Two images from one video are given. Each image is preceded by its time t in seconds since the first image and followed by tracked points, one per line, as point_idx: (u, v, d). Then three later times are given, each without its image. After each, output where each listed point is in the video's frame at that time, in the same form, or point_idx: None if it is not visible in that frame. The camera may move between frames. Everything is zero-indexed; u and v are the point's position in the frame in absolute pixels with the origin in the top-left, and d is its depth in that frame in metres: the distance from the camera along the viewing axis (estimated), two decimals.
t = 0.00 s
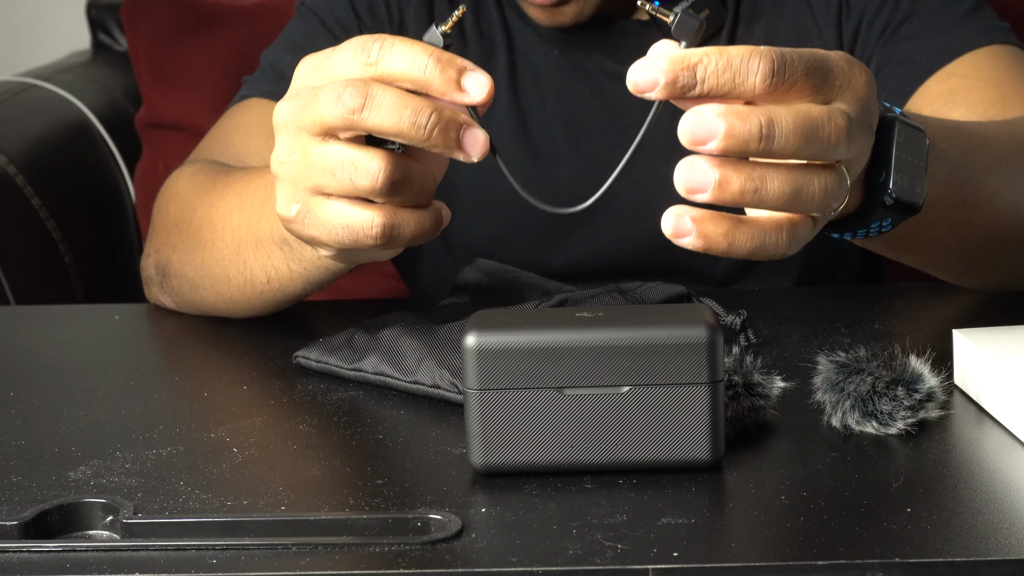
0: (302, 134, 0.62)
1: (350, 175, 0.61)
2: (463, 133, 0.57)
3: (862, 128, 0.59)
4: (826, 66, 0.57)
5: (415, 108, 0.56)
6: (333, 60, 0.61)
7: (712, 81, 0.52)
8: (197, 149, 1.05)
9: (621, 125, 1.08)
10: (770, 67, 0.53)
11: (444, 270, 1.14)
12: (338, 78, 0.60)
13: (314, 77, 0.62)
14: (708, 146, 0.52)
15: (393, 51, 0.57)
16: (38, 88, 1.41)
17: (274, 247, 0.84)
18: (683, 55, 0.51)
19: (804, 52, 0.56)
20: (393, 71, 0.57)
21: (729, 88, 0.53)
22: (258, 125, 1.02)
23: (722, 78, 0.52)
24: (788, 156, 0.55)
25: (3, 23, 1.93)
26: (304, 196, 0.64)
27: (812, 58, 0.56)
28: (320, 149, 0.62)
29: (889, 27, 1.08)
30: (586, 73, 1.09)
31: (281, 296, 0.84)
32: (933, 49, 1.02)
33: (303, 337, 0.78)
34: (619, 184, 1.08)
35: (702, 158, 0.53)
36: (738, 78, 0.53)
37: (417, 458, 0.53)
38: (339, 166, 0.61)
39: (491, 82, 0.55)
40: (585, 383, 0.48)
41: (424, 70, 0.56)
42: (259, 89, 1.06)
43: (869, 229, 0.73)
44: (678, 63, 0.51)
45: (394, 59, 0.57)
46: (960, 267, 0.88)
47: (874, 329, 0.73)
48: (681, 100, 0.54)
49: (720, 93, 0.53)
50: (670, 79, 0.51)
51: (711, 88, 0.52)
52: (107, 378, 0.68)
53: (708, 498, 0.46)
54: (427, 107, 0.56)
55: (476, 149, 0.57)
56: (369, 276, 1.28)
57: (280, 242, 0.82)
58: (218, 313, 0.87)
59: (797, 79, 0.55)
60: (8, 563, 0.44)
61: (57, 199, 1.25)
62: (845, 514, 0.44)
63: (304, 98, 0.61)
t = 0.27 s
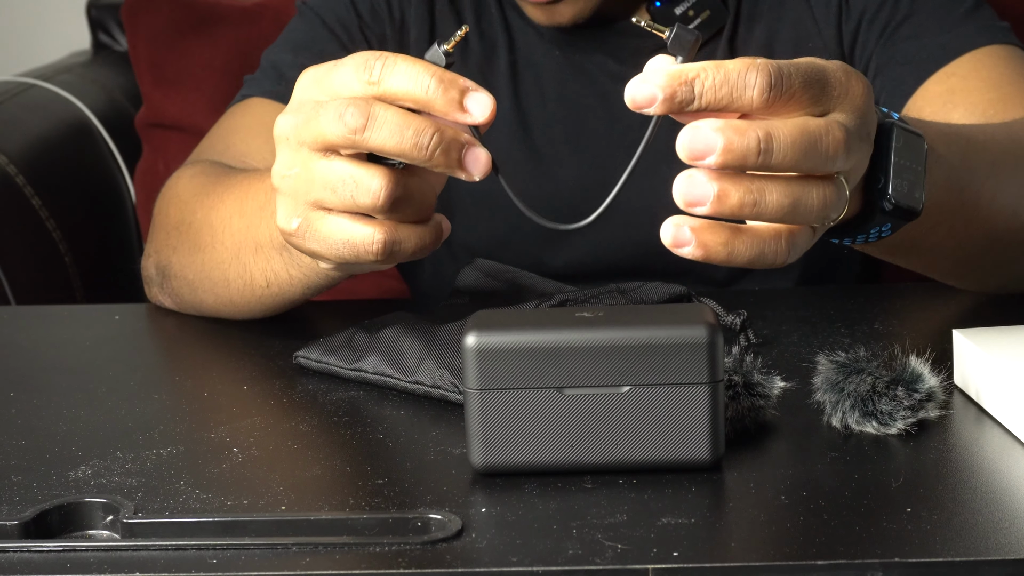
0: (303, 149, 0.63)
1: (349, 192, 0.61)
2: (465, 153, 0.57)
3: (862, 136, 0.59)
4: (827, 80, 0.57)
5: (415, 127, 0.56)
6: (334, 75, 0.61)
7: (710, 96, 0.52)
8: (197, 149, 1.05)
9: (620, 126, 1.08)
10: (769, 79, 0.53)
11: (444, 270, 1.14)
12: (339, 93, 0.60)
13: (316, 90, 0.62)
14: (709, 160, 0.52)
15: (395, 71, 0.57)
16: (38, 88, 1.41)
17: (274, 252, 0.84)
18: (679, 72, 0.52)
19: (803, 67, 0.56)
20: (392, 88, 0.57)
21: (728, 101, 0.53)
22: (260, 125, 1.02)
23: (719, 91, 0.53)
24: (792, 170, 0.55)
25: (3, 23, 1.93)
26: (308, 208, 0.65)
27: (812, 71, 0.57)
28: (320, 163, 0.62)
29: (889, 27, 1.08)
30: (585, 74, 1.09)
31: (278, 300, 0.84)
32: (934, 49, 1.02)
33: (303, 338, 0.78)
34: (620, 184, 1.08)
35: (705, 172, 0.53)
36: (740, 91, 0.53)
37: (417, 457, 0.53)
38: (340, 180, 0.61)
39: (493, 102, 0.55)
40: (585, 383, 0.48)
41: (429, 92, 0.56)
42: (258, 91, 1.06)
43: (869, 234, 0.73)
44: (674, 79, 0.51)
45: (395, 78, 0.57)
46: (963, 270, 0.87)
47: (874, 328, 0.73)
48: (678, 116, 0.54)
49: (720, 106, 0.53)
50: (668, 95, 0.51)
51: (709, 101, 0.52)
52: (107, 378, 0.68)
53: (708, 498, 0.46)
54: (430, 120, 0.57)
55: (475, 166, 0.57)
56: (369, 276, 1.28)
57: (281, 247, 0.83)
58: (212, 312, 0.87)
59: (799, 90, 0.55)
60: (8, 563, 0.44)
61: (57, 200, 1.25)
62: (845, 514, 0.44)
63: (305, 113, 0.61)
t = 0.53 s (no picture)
0: (393, 149, 0.62)
1: (456, 184, 0.62)
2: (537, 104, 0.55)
3: (831, 188, 0.59)
4: (835, 107, 0.57)
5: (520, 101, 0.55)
6: (394, 78, 0.58)
7: (681, 112, 0.54)
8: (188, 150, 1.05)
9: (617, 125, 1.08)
10: (750, 123, 0.54)
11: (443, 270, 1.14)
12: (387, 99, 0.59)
13: (374, 96, 0.60)
14: (591, 167, 0.55)
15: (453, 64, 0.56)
16: (37, 88, 1.41)
17: (257, 231, 0.84)
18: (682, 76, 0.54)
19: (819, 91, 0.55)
20: (457, 85, 0.56)
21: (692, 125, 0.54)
22: (251, 124, 1.02)
23: (692, 112, 0.54)
24: (709, 214, 0.57)
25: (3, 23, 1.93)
26: (346, 206, 0.67)
27: (824, 98, 0.56)
28: (415, 159, 0.62)
29: (883, 21, 1.06)
30: (580, 72, 1.08)
31: (266, 278, 0.85)
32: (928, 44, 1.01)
33: (303, 337, 0.78)
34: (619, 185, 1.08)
35: (614, 184, 0.56)
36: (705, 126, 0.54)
37: (416, 458, 0.53)
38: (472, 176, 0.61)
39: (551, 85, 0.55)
40: (584, 383, 0.48)
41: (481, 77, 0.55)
42: (252, 90, 1.05)
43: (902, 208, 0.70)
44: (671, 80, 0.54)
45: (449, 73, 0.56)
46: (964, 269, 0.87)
47: (874, 328, 0.73)
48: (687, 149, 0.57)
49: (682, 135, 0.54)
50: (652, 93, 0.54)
51: (673, 120, 0.54)
52: (107, 378, 0.68)
53: (708, 498, 0.46)
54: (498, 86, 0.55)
55: (552, 112, 0.55)
56: (368, 276, 1.28)
57: (263, 227, 0.83)
58: (206, 307, 0.88)
59: (785, 134, 0.55)
60: (8, 563, 0.44)
61: (57, 200, 1.25)
62: (845, 514, 0.44)
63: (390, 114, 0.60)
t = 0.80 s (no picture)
0: (342, 138, 0.62)
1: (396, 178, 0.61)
2: (507, 109, 0.55)
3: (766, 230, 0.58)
4: (784, 205, 0.58)
5: (494, 107, 0.55)
6: (368, 74, 0.60)
7: (628, 180, 0.54)
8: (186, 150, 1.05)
9: (614, 126, 1.07)
10: (690, 215, 0.56)
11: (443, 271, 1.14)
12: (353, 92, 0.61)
13: (337, 85, 0.61)
14: (545, 179, 0.57)
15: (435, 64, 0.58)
16: (38, 88, 1.41)
17: (263, 235, 0.84)
18: (643, 143, 0.53)
19: (770, 198, 0.56)
20: (436, 84, 0.58)
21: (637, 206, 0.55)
22: (251, 125, 1.02)
23: (638, 182, 0.54)
24: (627, 281, 0.59)
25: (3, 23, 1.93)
26: (323, 202, 0.69)
27: (773, 202, 0.57)
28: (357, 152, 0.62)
29: (875, 23, 1.03)
30: (578, 73, 1.08)
31: (273, 283, 0.85)
32: (923, 46, 0.98)
33: (303, 337, 0.78)
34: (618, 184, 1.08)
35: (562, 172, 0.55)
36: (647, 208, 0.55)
37: (416, 457, 0.53)
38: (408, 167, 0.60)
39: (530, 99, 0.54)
40: (584, 383, 0.48)
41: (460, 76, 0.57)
42: (253, 90, 1.05)
43: (894, 254, 0.72)
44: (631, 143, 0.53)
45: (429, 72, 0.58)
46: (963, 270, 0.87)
47: (874, 328, 0.73)
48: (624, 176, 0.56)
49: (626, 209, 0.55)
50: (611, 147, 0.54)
51: (619, 183, 0.54)
52: (107, 378, 0.68)
53: (709, 498, 0.46)
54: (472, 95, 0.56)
55: (525, 125, 0.55)
56: (368, 277, 1.28)
57: (269, 230, 0.83)
58: (211, 308, 0.88)
59: (721, 238, 0.57)
60: (8, 563, 0.44)
61: (57, 200, 1.25)
62: (845, 514, 0.44)
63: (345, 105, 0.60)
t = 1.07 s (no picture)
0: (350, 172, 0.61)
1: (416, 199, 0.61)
2: (488, 103, 0.52)
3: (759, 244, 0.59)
4: (775, 225, 0.59)
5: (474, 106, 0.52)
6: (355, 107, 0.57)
7: (626, 172, 0.54)
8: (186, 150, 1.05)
9: (612, 126, 1.07)
10: (688, 216, 0.56)
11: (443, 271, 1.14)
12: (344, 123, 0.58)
13: (328, 119, 0.58)
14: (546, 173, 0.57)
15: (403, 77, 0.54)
16: (38, 88, 1.41)
17: (285, 235, 0.82)
18: (643, 137, 0.54)
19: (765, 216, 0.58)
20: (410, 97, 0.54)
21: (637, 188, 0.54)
22: (253, 125, 1.02)
23: (638, 174, 0.54)
24: (609, 271, 0.57)
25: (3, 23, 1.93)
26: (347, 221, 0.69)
27: (767, 221, 0.58)
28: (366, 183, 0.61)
29: (873, 21, 1.03)
30: (578, 73, 1.08)
31: (292, 280, 0.85)
32: (921, 45, 0.98)
33: (303, 337, 0.78)
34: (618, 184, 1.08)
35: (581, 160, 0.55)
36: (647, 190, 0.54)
37: (417, 457, 0.53)
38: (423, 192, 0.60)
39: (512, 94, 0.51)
40: (584, 383, 0.48)
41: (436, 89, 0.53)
42: (252, 91, 1.05)
43: (869, 281, 0.74)
44: (632, 136, 0.54)
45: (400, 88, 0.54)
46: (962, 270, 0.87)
47: (873, 329, 0.73)
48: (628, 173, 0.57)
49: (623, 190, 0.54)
50: (613, 140, 0.54)
51: (618, 172, 0.54)
52: (107, 378, 0.68)
53: (709, 498, 0.46)
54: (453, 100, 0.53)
55: (508, 111, 0.52)
56: (368, 277, 1.28)
57: (289, 230, 0.81)
58: (231, 306, 0.88)
59: (712, 247, 0.58)
60: (8, 563, 0.44)
61: (57, 199, 1.25)
62: (845, 514, 0.44)
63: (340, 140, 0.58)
